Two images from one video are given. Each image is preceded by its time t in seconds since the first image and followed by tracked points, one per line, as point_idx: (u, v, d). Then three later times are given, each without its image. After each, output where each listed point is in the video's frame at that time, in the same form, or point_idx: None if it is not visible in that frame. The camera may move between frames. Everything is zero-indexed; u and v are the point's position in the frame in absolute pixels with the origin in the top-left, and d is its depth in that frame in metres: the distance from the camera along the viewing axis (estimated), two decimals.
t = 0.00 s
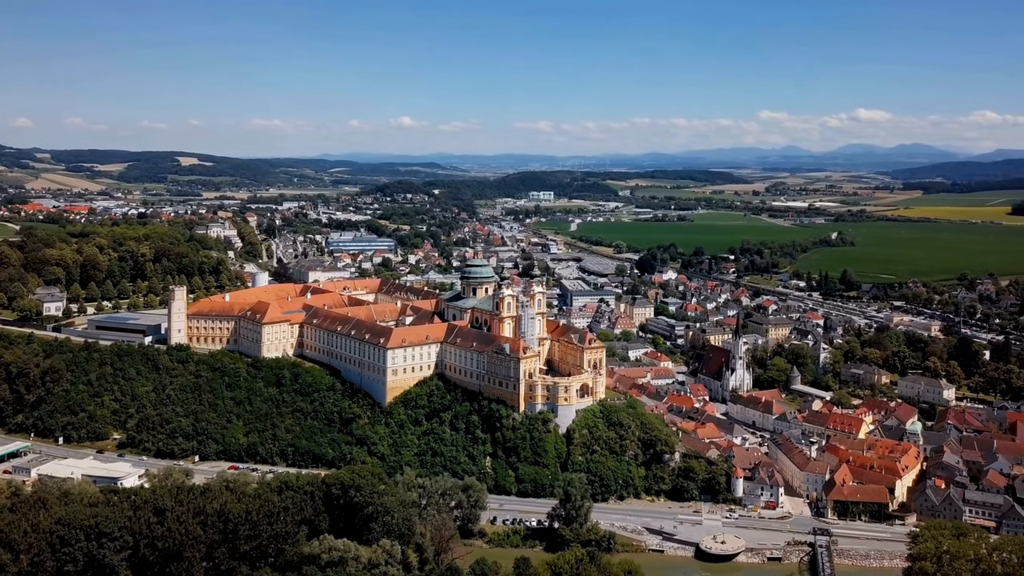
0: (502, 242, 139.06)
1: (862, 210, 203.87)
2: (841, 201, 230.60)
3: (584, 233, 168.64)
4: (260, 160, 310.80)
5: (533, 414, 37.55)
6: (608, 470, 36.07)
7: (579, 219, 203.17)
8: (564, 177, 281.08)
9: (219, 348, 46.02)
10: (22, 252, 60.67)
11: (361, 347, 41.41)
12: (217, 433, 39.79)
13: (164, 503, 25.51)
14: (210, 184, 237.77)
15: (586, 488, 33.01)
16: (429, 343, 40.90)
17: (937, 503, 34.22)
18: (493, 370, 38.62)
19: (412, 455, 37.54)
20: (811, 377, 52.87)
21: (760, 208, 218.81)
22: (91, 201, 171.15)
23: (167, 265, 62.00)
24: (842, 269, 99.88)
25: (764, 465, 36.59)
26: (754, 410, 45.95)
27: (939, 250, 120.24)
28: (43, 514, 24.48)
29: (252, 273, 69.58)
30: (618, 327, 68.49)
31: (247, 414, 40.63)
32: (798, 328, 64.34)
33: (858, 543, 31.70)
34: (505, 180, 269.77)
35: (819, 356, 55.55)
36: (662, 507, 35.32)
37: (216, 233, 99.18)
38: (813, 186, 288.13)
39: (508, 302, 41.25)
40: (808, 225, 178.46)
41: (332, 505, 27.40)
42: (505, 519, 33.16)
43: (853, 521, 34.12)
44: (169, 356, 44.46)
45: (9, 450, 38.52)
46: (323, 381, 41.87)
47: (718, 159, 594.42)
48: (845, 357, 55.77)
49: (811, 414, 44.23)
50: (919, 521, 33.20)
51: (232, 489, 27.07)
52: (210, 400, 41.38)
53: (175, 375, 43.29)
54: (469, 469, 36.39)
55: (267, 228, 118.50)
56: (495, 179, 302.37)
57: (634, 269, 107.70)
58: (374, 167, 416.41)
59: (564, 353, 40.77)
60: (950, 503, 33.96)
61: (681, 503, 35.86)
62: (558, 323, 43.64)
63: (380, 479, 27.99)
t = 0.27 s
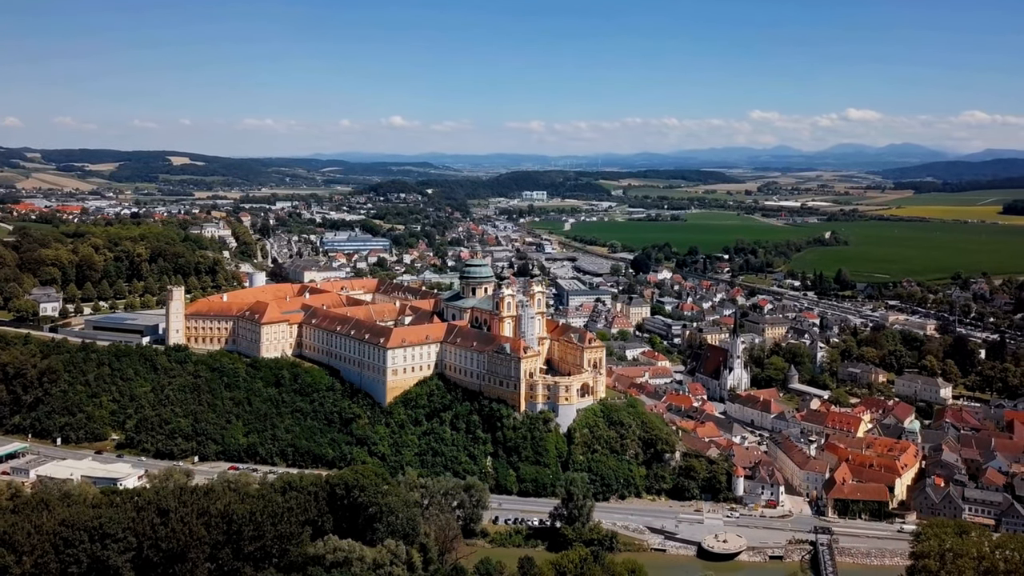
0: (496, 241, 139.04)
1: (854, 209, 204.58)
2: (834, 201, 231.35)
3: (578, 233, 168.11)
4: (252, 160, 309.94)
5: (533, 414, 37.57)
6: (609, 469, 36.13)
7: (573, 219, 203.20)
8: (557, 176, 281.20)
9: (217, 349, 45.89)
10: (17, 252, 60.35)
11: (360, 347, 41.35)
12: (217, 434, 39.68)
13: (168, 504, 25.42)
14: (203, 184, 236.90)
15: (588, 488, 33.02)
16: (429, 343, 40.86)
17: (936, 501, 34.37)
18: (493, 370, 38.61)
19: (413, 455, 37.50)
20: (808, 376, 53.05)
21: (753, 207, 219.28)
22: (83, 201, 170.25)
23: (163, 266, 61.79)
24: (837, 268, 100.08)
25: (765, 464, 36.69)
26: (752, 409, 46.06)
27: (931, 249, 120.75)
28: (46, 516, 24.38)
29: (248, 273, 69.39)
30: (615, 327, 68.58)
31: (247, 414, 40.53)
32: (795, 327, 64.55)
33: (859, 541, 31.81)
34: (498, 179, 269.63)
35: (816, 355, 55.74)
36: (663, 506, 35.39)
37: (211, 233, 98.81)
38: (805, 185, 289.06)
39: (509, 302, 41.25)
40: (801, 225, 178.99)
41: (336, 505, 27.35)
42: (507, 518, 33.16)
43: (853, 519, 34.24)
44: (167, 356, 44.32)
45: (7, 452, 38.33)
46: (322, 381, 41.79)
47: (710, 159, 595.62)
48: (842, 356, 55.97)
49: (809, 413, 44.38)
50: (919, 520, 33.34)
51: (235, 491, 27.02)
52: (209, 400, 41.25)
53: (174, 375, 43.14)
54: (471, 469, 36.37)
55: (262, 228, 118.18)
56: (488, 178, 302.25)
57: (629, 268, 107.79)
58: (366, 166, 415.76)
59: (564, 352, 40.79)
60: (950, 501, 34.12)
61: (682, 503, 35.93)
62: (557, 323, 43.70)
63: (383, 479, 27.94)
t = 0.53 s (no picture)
0: (491, 241, 139.01)
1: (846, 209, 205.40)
2: (826, 200, 232.17)
3: (572, 233, 167.70)
4: (244, 160, 309.03)
5: (534, 413, 37.60)
6: (610, 468, 36.18)
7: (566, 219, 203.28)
8: (550, 176, 281.30)
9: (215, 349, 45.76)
10: (12, 252, 60.01)
11: (360, 346, 41.29)
12: (216, 434, 39.58)
13: (172, 505, 25.35)
14: (195, 184, 235.97)
15: (590, 487, 33.04)
16: (429, 343, 40.84)
17: (936, 499, 34.52)
18: (494, 369, 38.61)
19: (413, 454, 37.47)
20: (806, 375, 53.22)
21: (746, 207, 219.81)
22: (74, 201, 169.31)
23: (159, 266, 61.55)
24: (832, 268, 100.31)
25: (765, 463, 36.80)
26: (751, 407, 46.19)
27: (925, 248, 121.20)
28: (49, 517, 24.27)
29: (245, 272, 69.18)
30: (612, 326, 68.67)
31: (247, 414, 40.43)
32: (792, 326, 64.75)
33: (860, 540, 31.92)
34: (491, 179, 269.51)
35: (813, 354, 55.92)
36: (664, 505, 35.45)
37: (205, 233, 98.41)
38: (797, 185, 289.99)
39: (509, 301, 41.27)
40: (794, 224, 179.50)
41: (339, 506, 27.30)
42: (509, 518, 33.14)
43: (854, 517, 34.36)
44: (165, 356, 44.16)
45: (5, 453, 38.13)
46: (322, 381, 41.71)
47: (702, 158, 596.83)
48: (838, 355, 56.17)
49: (808, 411, 44.54)
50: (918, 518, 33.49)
51: (239, 492, 26.96)
52: (208, 400, 41.11)
53: (172, 375, 42.99)
54: (472, 468, 36.35)
55: (256, 228, 117.82)
56: (481, 178, 302.17)
57: (624, 268, 107.90)
58: (358, 166, 415.04)
59: (564, 352, 40.83)
60: (949, 499, 34.29)
61: (683, 502, 36.01)
62: (557, 323, 43.74)
63: (388, 479, 27.89)
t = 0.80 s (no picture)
0: (485, 241, 138.97)
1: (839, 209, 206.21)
2: (818, 200, 232.92)
3: (566, 232, 167.45)
4: (236, 160, 307.99)
5: (535, 413, 37.63)
6: (611, 467, 36.26)
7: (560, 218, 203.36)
8: (542, 176, 281.40)
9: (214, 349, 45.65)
10: (7, 252, 59.70)
11: (360, 346, 41.22)
12: (215, 434, 39.49)
13: (176, 506, 25.25)
14: (186, 184, 235.21)
15: (592, 487, 33.06)
16: (429, 343, 40.79)
17: (936, 497, 34.68)
18: (494, 369, 38.62)
19: (414, 454, 37.43)
20: (803, 374, 53.42)
21: (739, 207, 220.33)
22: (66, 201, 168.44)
23: (155, 266, 61.37)
24: (826, 267, 100.56)
25: (765, 462, 36.91)
26: (749, 406, 46.31)
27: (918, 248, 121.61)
28: (53, 518, 24.14)
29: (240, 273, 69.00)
30: (608, 326, 68.80)
31: (246, 414, 40.34)
32: (788, 325, 64.97)
33: (861, 538, 32.04)
34: (484, 179, 269.28)
35: (809, 353, 56.12)
36: (665, 504, 35.53)
37: (199, 233, 98.15)
38: (789, 185, 290.94)
39: (508, 301, 41.30)
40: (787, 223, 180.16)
41: (343, 506, 27.28)
42: (511, 517, 33.16)
43: (854, 516, 34.50)
44: (163, 357, 44.00)
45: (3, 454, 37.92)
46: (321, 381, 41.62)
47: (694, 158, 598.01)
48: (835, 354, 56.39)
49: (806, 410, 44.68)
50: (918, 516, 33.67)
51: (242, 492, 26.90)
52: (207, 401, 40.97)
53: (171, 376, 42.85)
54: (473, 468, 36.34)
55: (249, 228, 117.43)
56: (474, 178, 302.08)
57: (619, 267, 108.03)
58: (351, 165, 414.29)
59: (564, 351, 40.86)
60: (949, 497, 34.47)
61: (684, 500, 36.10)
62: (556, 322, 43.77)
63: (391, 479, 27.89)
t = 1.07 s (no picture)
0: (480, 240, 138.88)
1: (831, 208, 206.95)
2: (810, 199, 233.62)
3: (560, 232, 167.44)
4: (229, 159, 307.00)
5: (535, 412, 37.64)
6: (612, 467, 36.32)
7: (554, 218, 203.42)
8: (535, 175, 281.48)
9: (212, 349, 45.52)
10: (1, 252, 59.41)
11: (359, 346, 41.17)
12: (215, 435, 39.36)
13: (180, 507, 25.18)
14: (178, 183, 234.31)
15: (594, 486, 33.09)
16: (429, 342, 40.75)
17: (935, 495, 34.85)
18: (494, 369, 38.61)
19: (415, 454, 37.40)
20: (800, 373, 53.62)
21: (732, 206, 220.76)
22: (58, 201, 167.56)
23: (151, 266, 61.15)
24: (821, 267, 100.87)
25: (765, 461, 37.02)
26: (748, 405, 46.45)
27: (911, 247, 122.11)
28: (56, 519, 24.04)
29: (236, 273, 68.82)
30: (605, 325, 68.87)
31: (245, 415, 40.23)
32: (784, 324, 65.16)
33: (862, 536, 32.16)
34: (477, 178, 269.12)
35: (806, 352, 56.31)
36: (666, 503, 35.59)
37: (194, 233, 97.77)
38: (781, 184, 291.73)
39: (509, 300, 41.36)
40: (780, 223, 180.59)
41: (347, 506, 27.28)
42: (512, 517, 33.15)
43: (854, 514, 34.63)
44: (162, 357, 43.85)
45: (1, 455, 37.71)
46: (321, 381, 41.56)
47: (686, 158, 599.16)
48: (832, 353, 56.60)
49: (804, 409, 44.83)
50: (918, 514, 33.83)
51: (246, 492, 26.86)
52: (206, 401, 40.86)
53: (169, 376, 42.71)
54: (473, 468, 36.32)
55: (244, 228, 117.16)
56: (466, 178, 301.98)
57: (614, 267, 108.12)
58: (343, 165, 413.53)
59: (563, 351, 40.89)
60: (948, 495, 34.64)
61: (685, 500, 36.18)
62: (556, 322, 43.81)
63: (395, 479, 27.93)
